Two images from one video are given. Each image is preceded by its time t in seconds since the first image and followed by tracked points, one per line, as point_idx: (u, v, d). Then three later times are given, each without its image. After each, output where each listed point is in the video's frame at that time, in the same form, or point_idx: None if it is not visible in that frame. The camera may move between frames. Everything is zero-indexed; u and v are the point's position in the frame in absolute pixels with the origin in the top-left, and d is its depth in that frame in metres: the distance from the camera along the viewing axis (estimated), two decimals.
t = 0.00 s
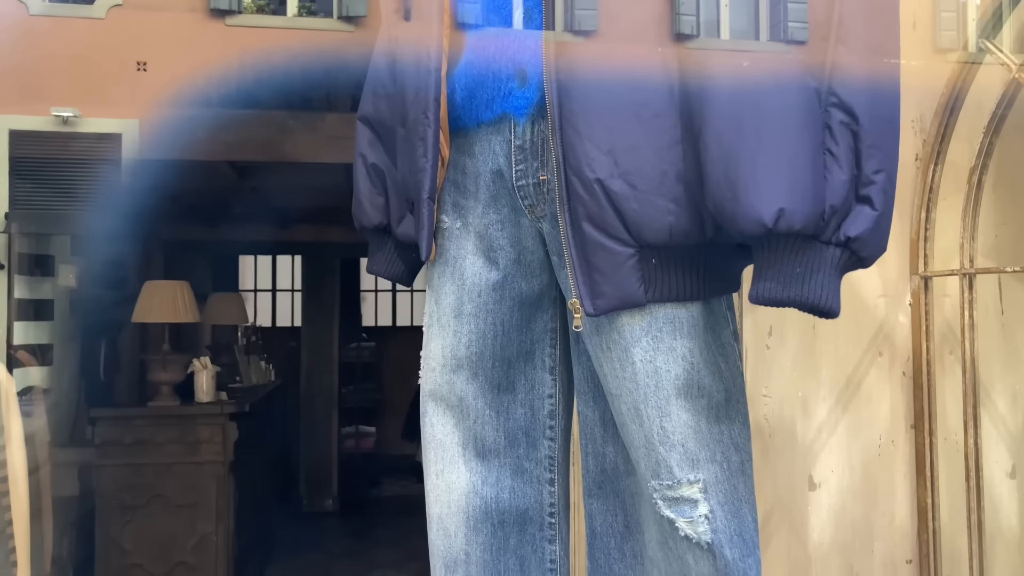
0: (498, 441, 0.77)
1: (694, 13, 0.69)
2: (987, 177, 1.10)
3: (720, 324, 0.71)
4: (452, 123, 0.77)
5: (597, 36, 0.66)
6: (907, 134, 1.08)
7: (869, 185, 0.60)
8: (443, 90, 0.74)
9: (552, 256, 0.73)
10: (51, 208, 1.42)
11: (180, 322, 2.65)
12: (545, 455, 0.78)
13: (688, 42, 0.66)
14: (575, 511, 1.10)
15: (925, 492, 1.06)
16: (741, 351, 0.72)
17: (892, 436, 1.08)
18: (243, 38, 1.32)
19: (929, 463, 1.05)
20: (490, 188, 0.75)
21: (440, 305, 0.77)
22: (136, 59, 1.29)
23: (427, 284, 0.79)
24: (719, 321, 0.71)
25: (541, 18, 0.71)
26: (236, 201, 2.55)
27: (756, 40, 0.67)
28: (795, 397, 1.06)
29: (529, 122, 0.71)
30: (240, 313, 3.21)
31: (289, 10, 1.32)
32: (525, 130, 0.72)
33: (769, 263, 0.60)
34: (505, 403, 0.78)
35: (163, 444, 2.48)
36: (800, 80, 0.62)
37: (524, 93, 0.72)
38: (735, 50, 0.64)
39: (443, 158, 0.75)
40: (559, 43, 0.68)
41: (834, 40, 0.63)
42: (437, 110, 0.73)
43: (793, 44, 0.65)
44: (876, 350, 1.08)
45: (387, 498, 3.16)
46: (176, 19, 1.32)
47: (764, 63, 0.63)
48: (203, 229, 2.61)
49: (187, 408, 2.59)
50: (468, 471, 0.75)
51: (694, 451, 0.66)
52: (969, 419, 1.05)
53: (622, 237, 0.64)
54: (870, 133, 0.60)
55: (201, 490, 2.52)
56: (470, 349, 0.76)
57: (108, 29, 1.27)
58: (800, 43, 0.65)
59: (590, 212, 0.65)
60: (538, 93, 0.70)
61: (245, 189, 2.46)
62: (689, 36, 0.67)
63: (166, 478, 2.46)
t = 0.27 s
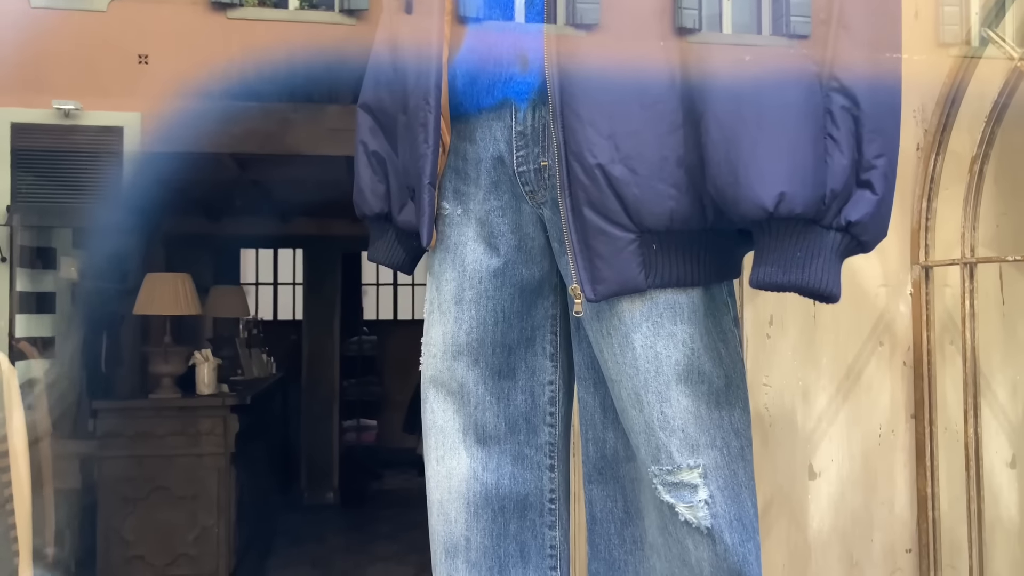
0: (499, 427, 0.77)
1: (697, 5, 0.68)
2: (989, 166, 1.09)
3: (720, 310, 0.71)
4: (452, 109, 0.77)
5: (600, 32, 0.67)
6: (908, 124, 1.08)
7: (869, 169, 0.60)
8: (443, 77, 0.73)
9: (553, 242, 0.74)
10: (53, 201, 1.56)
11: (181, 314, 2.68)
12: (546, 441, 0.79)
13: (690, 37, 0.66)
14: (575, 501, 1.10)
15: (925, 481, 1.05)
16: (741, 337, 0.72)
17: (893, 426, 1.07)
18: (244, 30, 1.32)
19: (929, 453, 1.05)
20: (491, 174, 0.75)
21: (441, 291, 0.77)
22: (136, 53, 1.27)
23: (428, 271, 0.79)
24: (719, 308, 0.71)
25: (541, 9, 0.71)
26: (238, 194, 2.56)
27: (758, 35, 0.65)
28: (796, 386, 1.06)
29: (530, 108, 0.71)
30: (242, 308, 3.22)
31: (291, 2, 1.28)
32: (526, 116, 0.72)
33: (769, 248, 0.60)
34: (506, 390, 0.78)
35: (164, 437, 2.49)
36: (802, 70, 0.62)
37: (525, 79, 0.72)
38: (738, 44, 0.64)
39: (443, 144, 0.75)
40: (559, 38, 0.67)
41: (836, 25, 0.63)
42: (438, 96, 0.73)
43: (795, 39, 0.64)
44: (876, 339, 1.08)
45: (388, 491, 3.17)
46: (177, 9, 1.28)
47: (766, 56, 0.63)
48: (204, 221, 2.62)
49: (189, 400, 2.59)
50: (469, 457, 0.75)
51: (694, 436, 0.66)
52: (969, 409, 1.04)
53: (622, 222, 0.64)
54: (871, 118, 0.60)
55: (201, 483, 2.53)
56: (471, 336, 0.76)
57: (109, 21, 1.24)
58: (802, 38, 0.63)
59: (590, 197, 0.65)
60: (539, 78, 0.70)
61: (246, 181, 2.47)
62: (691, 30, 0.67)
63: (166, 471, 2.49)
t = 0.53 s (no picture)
0: (501, 414, 0.77)
1: None
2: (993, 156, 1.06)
3: (722, 297, 0.70)
4: (455, 97, 0.77)
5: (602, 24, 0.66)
6: (911, 114, 1.08)
7: (872, 155, 0.60)
8: (446, 64, 0.73)
9: (555, 229, 0.73)
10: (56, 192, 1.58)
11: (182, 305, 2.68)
12: (548, 428, 0.79)
13: (694, 30, 0.65)
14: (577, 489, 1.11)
15: (927, 471, 1.03)
16: (743, 324, 0.72)
17: (895, 416, 1.06)
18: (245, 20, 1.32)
19: (930, 442, 1.04)
20: (494, 161, 0.76)
21: (443, 279, 0.77)
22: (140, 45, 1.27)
23: (430, 258, 0.79)
24: (722, 294, 0.71)
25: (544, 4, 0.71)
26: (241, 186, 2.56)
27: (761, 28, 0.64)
28: (798, 375, 1.05)
29: (533, 94, 0.71)
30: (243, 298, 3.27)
31: None
32: (529, 102, 0.72)
33: (771, 233, 0.60)
34: (508, 377, 0.78)
35: (166, 429, 2.49)
36: (803, 63, 0.62)
37: (527, 66, 0.72)
38: (742, 38, 0.63)
39: (445, 131, 0.75)
40: (562, 31, 0.68)
41: (839, 10, 0.63)
42: (440, 82, 0.73)
43: (799, 32, 0.64)
44: (879, 329, 1.07)
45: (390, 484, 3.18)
46: None
47: (769, 51, 0.62)
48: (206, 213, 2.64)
49: (194, 392, 2.57)
50: (471, 444, 0.76)
51: (696, 423, 0.66)
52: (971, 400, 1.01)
53: (625, 208, 0.64)
54: (874, 103, 0.60)
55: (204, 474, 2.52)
56: (473, 323, 0.76)
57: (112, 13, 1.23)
58: (806, 31, 0.64)
59: (593, 183, 0.65)
60: (542, 65, 0.71)
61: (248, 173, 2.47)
62: (695, 24, 0.66)
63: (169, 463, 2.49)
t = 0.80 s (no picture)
0: (504, 403, 0.77)
1: None
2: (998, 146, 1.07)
3: (726, 285, 0.70)
4: (460, 86, 0.77)
5: (607, 18, 0.66)
6: (915, 105, 1.08)
7: (876, 142, 0.60)
8: (450, 53, 0.73)
9: (559, 217, 0.74)
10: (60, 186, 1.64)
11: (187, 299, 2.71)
12: (551, 417, 0.79)
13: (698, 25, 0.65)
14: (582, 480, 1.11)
15: (930, 461, 1.04)
16: (747, 312, 0.72)
17: (898, 406, 1.06)
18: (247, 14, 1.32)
19: (933, 433, 1.04)
20: (497, 149, 0.76)
21: (447, 267, 0.77)
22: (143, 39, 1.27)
23: (434, 247, 0.79)
24: (725, 282, 0.71)
25: None
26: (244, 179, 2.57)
27: (765, 23, 0.65)
28: (801, 366, 1.05)
29: (537, 82, 0.71)
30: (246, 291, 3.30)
31: None
32: (533, 90, 0.72)
33: (775, 220, 0.61)
34: (511, 365, 0.78)
35: (170, 421, 2.49)
36: (807, 52, 0.62)
37: (531, 54, 0.72)
38: (745, 32, 0.64)
39: (449, 120, 0.75)
40: (566, 25, 0.68)
41: None
42: (445, 71, 0.73)
43: (804, 27, 0.63)
44: (882, 320, 1.06)
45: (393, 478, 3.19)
46: None
47: (774, 45, 0.63)
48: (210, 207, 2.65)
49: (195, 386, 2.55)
50: (475, 432, 0.76)
51: (700, 410, 0.66)
52: (975, 388, 1.00)
53: (629, 195, 0.65)
54: (878, 90, 0.60)
55: (208, 468, 2.53)
56: (477, 311, 0.77)
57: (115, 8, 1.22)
58: (811, 26, 0.63)
59: (597, 171, 0.66)
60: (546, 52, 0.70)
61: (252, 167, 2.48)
62: (699, 17, 0.66)
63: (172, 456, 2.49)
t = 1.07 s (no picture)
0: (508, 394, 0.77)
1: None
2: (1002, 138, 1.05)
3: (729, 275, 0.71)
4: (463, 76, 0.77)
5: (610, 13, 0.67)
6: (920, 98, 1.08)
7: (881, 130, 0.59)
8: (454, 43, 0.73)
9: (562, 208, 0.74)
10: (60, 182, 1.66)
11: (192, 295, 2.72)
12: (555, 408, 0.79)
13: (702, 21, 0.66)
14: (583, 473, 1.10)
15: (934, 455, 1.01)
16: (751, 303, 0.72)
17: (902, 399, 1.05)
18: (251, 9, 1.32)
19: (938, 426, 1.02)
20: (501, 140, 0.76)
21: (450, 259, 0.78)
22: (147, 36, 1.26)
23: (438, 239, 0.79)
24: (729, 273, 0.71)
25: None
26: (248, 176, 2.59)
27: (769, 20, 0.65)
28: (805, 359, 1.03)
29: (541, 72, 0.72)
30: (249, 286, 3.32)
31: None
32: (537, 80, 0.72)
33: (779, 210, 0.60)
34: (515, 356, 0.78)
35: (176, 417, 2.49)
36: (811, 44, 0.62)
37: (536, 43, 0.72)
38: (749, 29, 0.64)
39: (453, 110, 0.75)
40: (570, 21, 0.68)
41: None
42: (448, 61, 0.73)
43: (807, 23, 0.63)
44: (886, 313, 1.05)
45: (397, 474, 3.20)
46: None
47: (778, 43, 0.62)
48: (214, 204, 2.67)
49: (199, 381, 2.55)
50: (478, 423, 0.76)
51: (703, 401, 0.66)
52: (978, 383, 0.97)
53: (632, 185, 0.65)
54: (882, 79, 0.60)
55: (213, 463, 2.51)
56: (481, 302, 0.77)
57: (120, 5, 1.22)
58: (814, 22, 0.63)
59: (601, 160, 0.66)
60: (550, 42, 0.71)
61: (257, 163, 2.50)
62: (703, 13, 0.67)
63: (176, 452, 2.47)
